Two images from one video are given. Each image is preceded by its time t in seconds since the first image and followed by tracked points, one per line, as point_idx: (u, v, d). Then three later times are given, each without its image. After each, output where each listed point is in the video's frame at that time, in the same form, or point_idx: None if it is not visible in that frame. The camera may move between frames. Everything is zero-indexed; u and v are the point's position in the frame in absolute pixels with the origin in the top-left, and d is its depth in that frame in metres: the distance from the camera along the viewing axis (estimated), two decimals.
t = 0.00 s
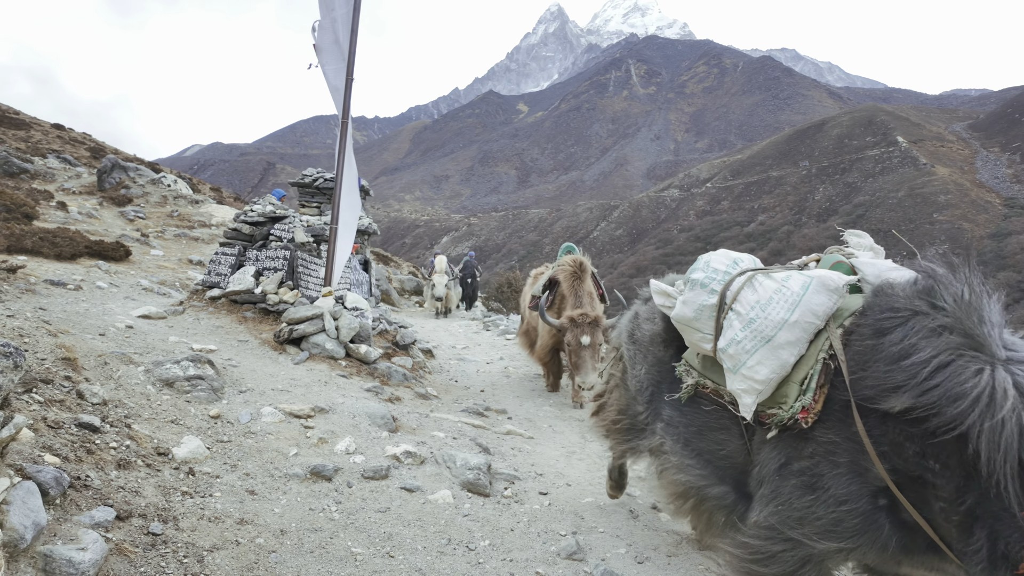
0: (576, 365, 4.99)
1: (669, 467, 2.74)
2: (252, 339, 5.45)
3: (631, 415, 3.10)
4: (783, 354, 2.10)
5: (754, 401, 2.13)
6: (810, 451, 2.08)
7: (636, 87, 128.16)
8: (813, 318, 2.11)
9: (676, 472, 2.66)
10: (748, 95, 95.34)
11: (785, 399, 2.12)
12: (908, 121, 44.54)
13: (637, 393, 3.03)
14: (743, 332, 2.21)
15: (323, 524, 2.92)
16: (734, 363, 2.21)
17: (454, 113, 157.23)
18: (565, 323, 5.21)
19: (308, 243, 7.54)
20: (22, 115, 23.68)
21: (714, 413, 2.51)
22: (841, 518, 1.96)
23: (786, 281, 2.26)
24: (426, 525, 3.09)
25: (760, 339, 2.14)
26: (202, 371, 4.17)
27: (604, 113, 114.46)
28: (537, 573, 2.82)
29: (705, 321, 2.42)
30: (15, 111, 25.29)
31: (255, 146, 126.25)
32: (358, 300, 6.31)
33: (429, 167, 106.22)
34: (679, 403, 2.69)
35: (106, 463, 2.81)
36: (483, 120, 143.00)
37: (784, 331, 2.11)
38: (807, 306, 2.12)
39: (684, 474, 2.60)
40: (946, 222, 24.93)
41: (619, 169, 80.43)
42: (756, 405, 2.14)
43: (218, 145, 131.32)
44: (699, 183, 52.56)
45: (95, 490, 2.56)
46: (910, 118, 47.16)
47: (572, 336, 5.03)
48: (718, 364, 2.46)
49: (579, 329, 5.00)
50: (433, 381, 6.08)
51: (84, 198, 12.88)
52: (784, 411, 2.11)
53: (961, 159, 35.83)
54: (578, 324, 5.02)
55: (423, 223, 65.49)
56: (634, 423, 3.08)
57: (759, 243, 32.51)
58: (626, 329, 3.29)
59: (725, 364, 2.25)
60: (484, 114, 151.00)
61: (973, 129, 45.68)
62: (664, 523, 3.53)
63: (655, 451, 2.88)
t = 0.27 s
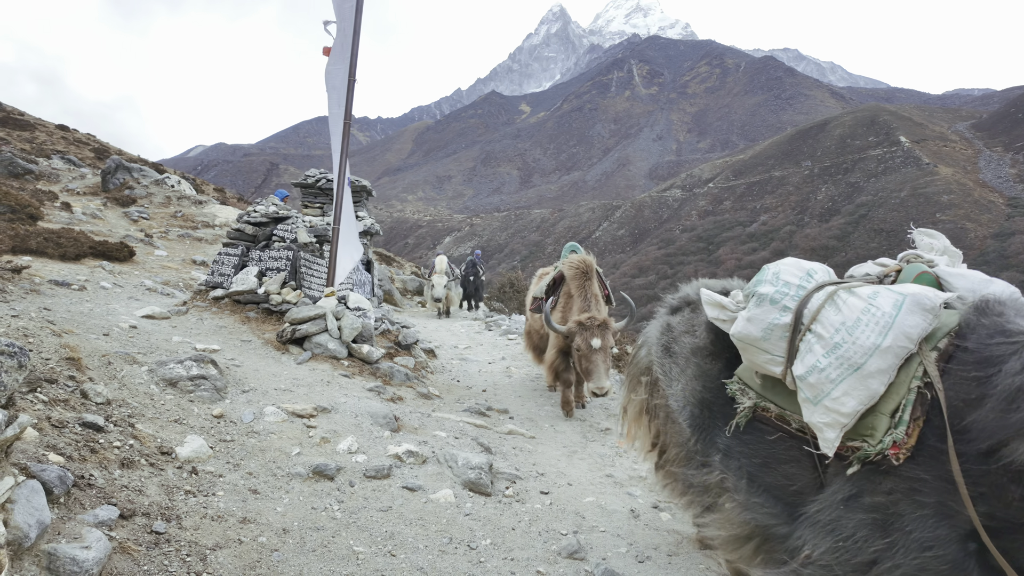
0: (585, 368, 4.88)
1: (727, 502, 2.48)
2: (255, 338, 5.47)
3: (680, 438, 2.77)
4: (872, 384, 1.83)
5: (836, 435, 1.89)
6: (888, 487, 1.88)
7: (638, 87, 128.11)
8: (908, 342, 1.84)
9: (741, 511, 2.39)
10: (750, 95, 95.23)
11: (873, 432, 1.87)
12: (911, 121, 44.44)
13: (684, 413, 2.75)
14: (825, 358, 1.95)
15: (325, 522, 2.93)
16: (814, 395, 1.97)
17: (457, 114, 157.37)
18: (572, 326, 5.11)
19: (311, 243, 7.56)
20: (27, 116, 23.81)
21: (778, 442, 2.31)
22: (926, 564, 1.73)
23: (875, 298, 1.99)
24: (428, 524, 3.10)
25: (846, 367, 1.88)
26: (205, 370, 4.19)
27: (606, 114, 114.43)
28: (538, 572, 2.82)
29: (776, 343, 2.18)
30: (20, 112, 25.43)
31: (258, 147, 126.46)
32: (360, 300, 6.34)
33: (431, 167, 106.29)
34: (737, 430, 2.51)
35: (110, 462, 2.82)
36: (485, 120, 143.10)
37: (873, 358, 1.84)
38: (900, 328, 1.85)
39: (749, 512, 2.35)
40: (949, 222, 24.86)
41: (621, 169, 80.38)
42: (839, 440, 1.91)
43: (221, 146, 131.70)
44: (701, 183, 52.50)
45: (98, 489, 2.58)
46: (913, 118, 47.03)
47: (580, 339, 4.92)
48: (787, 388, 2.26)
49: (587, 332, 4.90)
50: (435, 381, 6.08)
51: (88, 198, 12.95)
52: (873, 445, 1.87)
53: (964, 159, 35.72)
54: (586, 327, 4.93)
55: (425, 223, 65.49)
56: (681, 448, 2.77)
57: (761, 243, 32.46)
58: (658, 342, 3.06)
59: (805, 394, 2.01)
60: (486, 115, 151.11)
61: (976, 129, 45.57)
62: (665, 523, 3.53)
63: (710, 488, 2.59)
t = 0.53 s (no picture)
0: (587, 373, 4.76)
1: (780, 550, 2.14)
2: (256, 338, 5.48)
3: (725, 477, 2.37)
4: (957, 417, 1.57)
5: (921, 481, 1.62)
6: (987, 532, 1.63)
7: (640, 88, 128.12)
8: (989, 366, 1.57)
9: (803, 562, 2.06)
10: (752, 95, 95.17)
11: (972, 475, 1.62)
12: (913, 121, 44.35)
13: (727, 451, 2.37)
14: (897, 391, 1.65)
15: (325, 522, 2.92)
16: (888, 436, 1.67)
17: (459, 114, 157.53)
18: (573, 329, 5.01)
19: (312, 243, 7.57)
20: (31, 116, 23.91)
21: (847, 487, 2.03)
22: None
23: (942, 315, 1.69)
24: (428, 524, 3.08)
25: (923, 400, 1.60)
26: (206, 370, 4.19)
27: (609, 114, 114.42)
28: (538, 572, 2.80)
29: (832, 377, 1.86)
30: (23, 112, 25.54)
31: (260, 147, 126.76)
32: (361, 300, 6.33)
33: (433, 168, 106.37)
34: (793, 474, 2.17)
35: (111, 461, 2.82)
36: (487, 121, 143.22)
37: (952, 387, 1.57)
38: (979, 350, 1.57)
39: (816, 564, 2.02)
40: (952, 222, 24.78)
41: (623, 169, 80.34)
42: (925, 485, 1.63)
43: (224, 147, 132.08)
44: (703, 183, 52.46)
45: (99, 489, 2.58)
46: (916, 117, 46.93)
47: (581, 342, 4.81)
48: (851, 426, 1.95)
49: (589, 335, 4.79)
50: (436, 381, 6.08)
51: (91, 199, 12.99)
52: (972, 491, 1.64)
53: (967, 158, 35.62)
54: (587, 330, 4.83)
55: (427, 224, 65.55)
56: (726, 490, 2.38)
57: (763, 243, 32.40)
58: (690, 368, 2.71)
59: (876, 434, 1.71)
60: (488, 115, 151.16)
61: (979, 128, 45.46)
62: (666, 523, 3.51)
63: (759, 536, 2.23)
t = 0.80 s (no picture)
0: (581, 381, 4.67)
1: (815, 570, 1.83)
2: (257, 338, 5.48)
3: (749, 474, 2.15)
4: None
5: None
6: None
7: (641, 88, 128.13)
8: None
9: None
10: (753, 95, 95.10)
11: None
12: (915, 120, 44.30)
13: (757, 448, 2.15)
14: (1000, 407, 1.34)
15: (325, 522, 2.92)
16: (984, 461, 1.35)
17: (460, 114, 157.61)
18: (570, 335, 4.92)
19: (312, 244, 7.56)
20: (33, 116, 23.97)
21: (909, 517, 1.70)
22: None
23: None
24: (428, 523, 3.08)
25: None
26: (206, 369, 4.19)
27: (610, 114, 114.42)
28: (538, 571, 2.80)
29: (907, 389, 1.50)
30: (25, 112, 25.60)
31: (262, 147, 126.92)
32: (361, 300, 6.32)
33: (434, 168, 106.42)
34: (838, 495, 1.84)
35: (111, 461, 2.82)
36: (489, 121, 143.32)
37: None
38: None
39: None
40: (953, 221, 24.74)
41: (625, 169, 80.32)
42: None
43: (225, 147, 132.23)
44: (704, 183, 52.43)
45: (99, 488, 2.57)
46: (918, 117, 46.86)
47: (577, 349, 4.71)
48: (916, 442, 1.66)
49: (584, 343, 4.69)
50: (437, 381, 6.07)
51: (93, 199, 13.02)
52: None
53: (968, 158, 35.56)
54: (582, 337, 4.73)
55: (428, 224, 65.58)
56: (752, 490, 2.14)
57: (765, 243, 32.36)
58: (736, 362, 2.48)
59: (966, 458, 1.39)
60: (490, 115, 151.26)
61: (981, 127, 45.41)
62: (666, 523, 3.50)
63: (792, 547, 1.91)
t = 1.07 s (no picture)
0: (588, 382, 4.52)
1: None
2: (259, 338, 5.48)
3: (791, 491, 1.86)
4: None
5: None
6: None
7: (642, 87, 128.11)
8: None
9: None
10: (755, 94, 95.06)
11: None
12: (916, 120, 44.28)
13: (805, 466, 1.84)
14: None
15: (328, 521, 2.92)
16: None
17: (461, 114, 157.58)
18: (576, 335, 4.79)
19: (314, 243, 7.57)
20: (35, 116, 24.00)
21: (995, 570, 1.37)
22: None
23: None
24: (430, 523, 3.08)
25: None
26: (208, 369, 4.20)
27: (611, 114, 114.41)
28: (541, 571, 2.80)
29: (1016, 429, 1.18)
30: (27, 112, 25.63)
31: (263, 147, 126.97)
32: (363, 300, 6.32)
33: (435, 168, 106.44)
34: (908, 532, 1.52)
35: (113, 460, 2.82)
36: (490, 121, 143.31)
37: None
38: None
39: None
40: (955, 221, 24.72)
41: (626, 169, 80.29)
42: None
43: (226, 146, 132.34)
44: (706, 183, 52.42)
45: (102, 487, 2.58)
46: (919, 116, 46.84)
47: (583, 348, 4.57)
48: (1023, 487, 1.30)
49: (591, 342, 4.56)
50: (438, 380, 6.07)
51: (94, 199, 13.03)
52: None
53: (970, 158, 35.53)
54: (590, 336, 4.60)
55: (429, 223, 65.59)
56: (793, 510, 1.85)
57: (766, 243, 32.35)
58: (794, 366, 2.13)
59: None
60: (491, 115, 151.24)
61: (983, 127, 45.38)
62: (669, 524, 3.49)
63: None
